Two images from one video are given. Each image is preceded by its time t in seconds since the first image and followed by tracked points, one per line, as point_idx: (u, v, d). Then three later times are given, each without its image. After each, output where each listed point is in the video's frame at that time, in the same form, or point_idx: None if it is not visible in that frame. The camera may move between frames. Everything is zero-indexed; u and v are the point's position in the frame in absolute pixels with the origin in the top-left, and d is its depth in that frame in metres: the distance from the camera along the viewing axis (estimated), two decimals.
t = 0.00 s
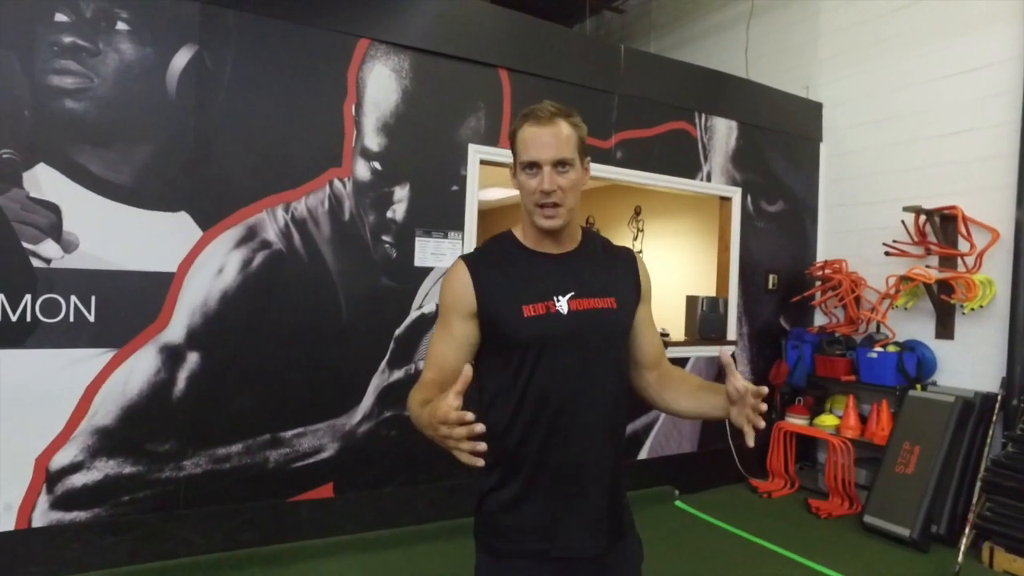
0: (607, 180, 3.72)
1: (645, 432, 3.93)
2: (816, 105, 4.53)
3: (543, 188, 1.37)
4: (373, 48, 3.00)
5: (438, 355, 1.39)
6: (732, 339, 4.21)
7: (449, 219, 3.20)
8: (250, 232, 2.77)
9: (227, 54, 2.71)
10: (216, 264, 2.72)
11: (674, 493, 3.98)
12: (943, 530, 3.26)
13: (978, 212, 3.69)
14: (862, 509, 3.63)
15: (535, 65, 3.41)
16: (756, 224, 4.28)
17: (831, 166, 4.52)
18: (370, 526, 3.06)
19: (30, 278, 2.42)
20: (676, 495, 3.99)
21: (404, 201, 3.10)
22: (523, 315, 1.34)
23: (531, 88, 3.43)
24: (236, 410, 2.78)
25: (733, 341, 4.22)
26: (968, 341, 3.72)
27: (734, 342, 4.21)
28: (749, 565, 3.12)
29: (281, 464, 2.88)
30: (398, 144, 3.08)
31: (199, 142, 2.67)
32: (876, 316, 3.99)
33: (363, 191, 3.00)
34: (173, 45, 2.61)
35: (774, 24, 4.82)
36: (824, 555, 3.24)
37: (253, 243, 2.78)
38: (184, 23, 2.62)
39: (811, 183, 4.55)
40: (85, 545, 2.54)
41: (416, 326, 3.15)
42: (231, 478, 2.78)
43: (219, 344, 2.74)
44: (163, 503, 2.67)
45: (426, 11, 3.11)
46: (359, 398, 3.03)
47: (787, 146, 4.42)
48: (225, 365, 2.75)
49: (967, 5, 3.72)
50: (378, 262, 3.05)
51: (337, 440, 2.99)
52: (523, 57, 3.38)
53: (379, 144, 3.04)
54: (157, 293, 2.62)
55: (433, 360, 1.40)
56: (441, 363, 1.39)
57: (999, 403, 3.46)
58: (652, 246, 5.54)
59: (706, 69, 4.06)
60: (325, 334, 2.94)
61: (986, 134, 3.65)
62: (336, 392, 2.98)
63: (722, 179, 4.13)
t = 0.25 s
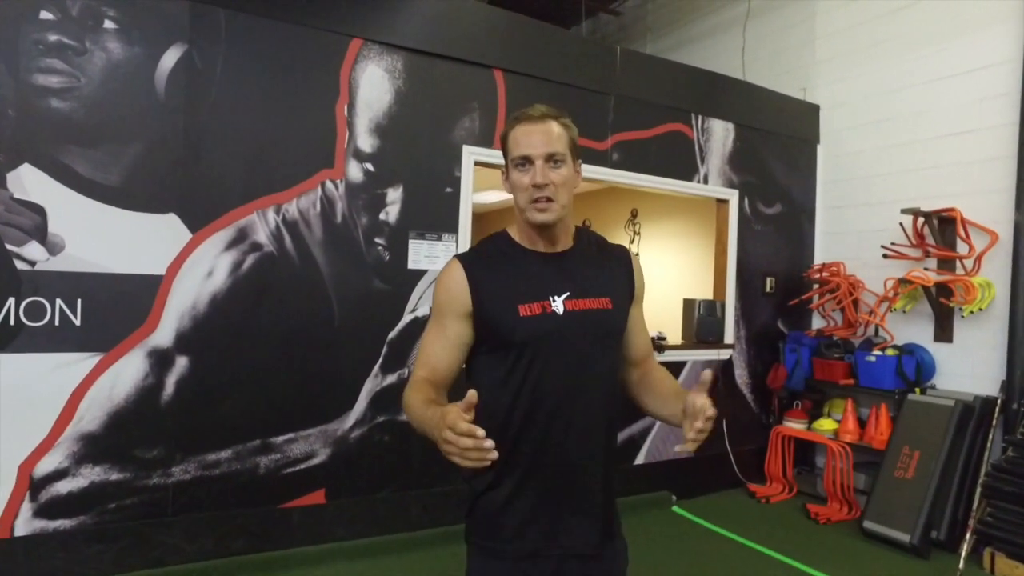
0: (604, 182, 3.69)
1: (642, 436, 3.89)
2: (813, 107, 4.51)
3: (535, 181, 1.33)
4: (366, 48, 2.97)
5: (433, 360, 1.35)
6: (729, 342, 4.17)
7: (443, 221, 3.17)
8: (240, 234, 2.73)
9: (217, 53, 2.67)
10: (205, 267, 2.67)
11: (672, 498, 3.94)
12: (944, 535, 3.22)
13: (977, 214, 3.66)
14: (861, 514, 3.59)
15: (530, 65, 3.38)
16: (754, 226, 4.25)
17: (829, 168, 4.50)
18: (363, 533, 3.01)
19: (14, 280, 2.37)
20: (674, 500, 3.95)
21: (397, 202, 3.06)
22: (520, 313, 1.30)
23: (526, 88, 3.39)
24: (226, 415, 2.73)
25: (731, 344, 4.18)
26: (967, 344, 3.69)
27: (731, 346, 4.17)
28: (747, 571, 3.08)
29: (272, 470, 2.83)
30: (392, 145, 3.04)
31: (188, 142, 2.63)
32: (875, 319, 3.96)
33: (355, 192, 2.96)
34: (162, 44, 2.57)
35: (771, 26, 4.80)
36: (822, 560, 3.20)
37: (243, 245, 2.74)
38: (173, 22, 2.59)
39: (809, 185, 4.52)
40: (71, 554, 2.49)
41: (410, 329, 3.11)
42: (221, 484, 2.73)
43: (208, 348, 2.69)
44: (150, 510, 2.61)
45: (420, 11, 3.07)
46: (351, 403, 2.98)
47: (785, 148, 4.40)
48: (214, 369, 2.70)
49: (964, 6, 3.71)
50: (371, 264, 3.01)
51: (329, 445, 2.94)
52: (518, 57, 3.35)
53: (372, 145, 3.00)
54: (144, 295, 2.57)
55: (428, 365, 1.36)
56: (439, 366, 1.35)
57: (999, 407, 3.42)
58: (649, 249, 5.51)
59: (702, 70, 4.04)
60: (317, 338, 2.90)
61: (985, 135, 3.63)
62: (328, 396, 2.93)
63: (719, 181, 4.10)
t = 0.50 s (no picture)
0: (602, 184, 3.66)
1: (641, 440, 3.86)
2: (812, 110, 4.49)
3: (551, 184, 1.30)
4: (362, 49, 2.94)
5: (444, 363, 1.33)
6: (729, 346, 4.15)
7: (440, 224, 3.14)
8: (234, 236, 2.70)
9: (212, 52, 2.64)
10: (199, 269, 2.64)
11: (670, 503, 3.91)
12: (944, 540, 3.19)
13: (977, 216, 3.63)
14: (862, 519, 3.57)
15: (528, 66, 3.35)
16: (753, 228, 4.23)
17: (828, 170, 4.48)
18: (358, 539, 2.98)
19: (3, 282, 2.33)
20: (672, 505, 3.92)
21: (394, 204, 3.03)
22: (529, 323, 1.27)
23: (524, 89, 3.37)
24: (219, 420, 2.69)
25: (730, 348, 4.15)
26: (968, 348, 3.66)
27: (731, 349, 4.15)
28: None
29: (266, 475, 2.79)
30: (388, 146, 3.01)
31: (182, 143, 2.60)
32: (875, 322, 3.92)
33: (351, 194, 2.93)
34: (155, 43, 2.54)
35: (770, 27, 4.78)
36: (822, 566, 3.17)
37: (237, 247, 2.70)
38: (166, 21, 2.55)
39: (808, 187, 4.50)
40: (60, 560, 2.45)
41: (406, 333, 3.08)
42: (214, 490, 2.69)
43: (201, 352, 2.65)
44: (142, 516, 2.57)
45: (416, 11, 3.04)
46: (347, 407, 2.95)
47: (784, 150, 4.37)
48: (207, 373, 2.66)
49: (964, 7, 3.69)
50: (367, 267, 2.97)
51: (324, 450, 2.90)
52: (516, 58, 3.32)
53: (369, 146, 2.97)
54: (136, 298, 2.53)
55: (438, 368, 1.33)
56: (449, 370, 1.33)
57: (998, 410, 3.40)
58: (647, 252, 5.49)
59: (701, 72, 4.02)
60: (312, 341, 2.86)
61: (985, 138, 3.61)
62: (323, 401, 2.89)
63: (718, 184, 4.07)
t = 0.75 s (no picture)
0: (601, 184, 3.63)
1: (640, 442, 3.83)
2: (812, 110, 4.47)
3: (555, 194, 1.28)
4: (359, 47, 2.90)
5: (429, 354, 1.29)
6: (728, 347, 4.12)
7: (437, 224, 3.11)
8: (229, 236, 2.66)
9: (206, 50, 2.60)
10: (192, 269, 2.60)
11: (670, 505, 3.88)
12: (947, 543, 3.16)
13: (978, 217, 3.61)
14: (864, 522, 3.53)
15: (526, 65, 3.33)
16: (753, 229, 4.20)
17: (827, 171, 4.46)
18: (355, 542, 2.94)
19: None
20: (672, 507, 3.89)
21: (391, 203, 3.00)
22: (523, 317, 1.25)
23: (522, 88, 3.34)
24: (213, 422, 2.66)
25: (730, 349, 4.13)
26: (970, 349, 3.64)
27: (730, 350, 4.12)
28: None
29: (261, 479, 2.75)
30: (385, 145, 2.98)
31: (175, 141, 2.56)
32: (877, 323, 3.88)
33: (348, 193, 2.90)
34: (148, 39, 2.50)
35: (770, 27, 4.76)
36: (823, 568, 3.15)
37: (233, 247, 2.67)
38: (159, 17, 2.51)
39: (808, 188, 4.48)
40: (50, 566, 2.40)
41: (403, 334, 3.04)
42: (208, 494, 2.66)
43: (196, 353, 2.61)
44: (135, 520, 2.53)
45: (414, 9, 3.01)
46: (344, 409, 2.91)
47: (783, 150, 4.35)
48: (202, 375, 2.62)
49: (965, 7, 3.67)
50: (364, 268, 2.94)
51: (321, 452, 2.87)
52: (515, 57, 3.29)
53: (366, 145, 2.93)
54: (129, 299, 2.49)
55: (421, 359, 1.29)
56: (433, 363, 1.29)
57: (1001, 412, 3.37)
58: (646, 253, 5.47)
59: (701, 71, 3.99)
60: (308, 343, 2.82)
61: (986, 138, 3.59)
62: (319, 402, 2.86)
63: (717, 183, 4.05)
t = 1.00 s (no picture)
0: (601, 183, 3.61)
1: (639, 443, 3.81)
2: (812, 109, 4.46)
3: (548, 183, 1.26)
4: (357, 45, 2.88)
5: (416, 354, 1.26)
6: (728, 347, 4.10)
7: (436, 223, 3.08)
8: (225, 235, 2.63)
9: (203, 47, 2.58)
10: (188, 269, 2.57)
11: (670, 506, 3.85)
12: (949, 544, 3.14)
13: (979, 216, 3.59)
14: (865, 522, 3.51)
15: (525, 63, 3.30)
16: (753, 229, 4.18)
17: (827, 171, 4.44)
18: (352, 544, 2.91)
19: None
20: (672, 509, 3.87)
21: (389, 202, 2.97)
22: (512, 313, 1.23)
23: (522, 87, 3.32)
24: (210, 423, 2.63)
25: (729, 349, 4.11)
26: (971, 348, 3.62)
27: (730, 351, 4.10)
28: None
29: (258, 480, 2.73)
30: (383, 143, 2.95)
31: (171, 139, 2.53)
32: (877, 322, 3.87)
33: (345, 192, 2.87)
34: (144, 37, 2.48)
35: (770, 27, 4.74)
36: (824, 569, 3.13)
37: (229, 246, 2.64)
38: (156, 14, 2.49)
39: (808, 188, 4.46)
40: (45, 569, 2.37)
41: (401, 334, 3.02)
42: (204, 495, 2.63)
43: (192, 353, 2.58)
44: (129, 523, 2.50)
45: (413, 7, 2.99)
46: (343, 410, 2.89)
47: (783, 150, 4.34)
48: (198, 375, 2.60)
49: (965, 6, 3.66)
50: (362, 267, 2.91)
51: (318, 453, 2.84)
52: (513, 55, 3.27)
53: (363, 144, 2.91)
54: (124, 299, 2.47)
55: (409, 359, 1.26)
56: (421, 362, 1.27)
57: (1003, 413, 3.35)
58: (645, 253, 5.45)
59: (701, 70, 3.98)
60: (305, 343, 2.80)
61: (986, 137, 3.57)
62: (317, 403, 2.83)
63: (717, 183, 4.03)
